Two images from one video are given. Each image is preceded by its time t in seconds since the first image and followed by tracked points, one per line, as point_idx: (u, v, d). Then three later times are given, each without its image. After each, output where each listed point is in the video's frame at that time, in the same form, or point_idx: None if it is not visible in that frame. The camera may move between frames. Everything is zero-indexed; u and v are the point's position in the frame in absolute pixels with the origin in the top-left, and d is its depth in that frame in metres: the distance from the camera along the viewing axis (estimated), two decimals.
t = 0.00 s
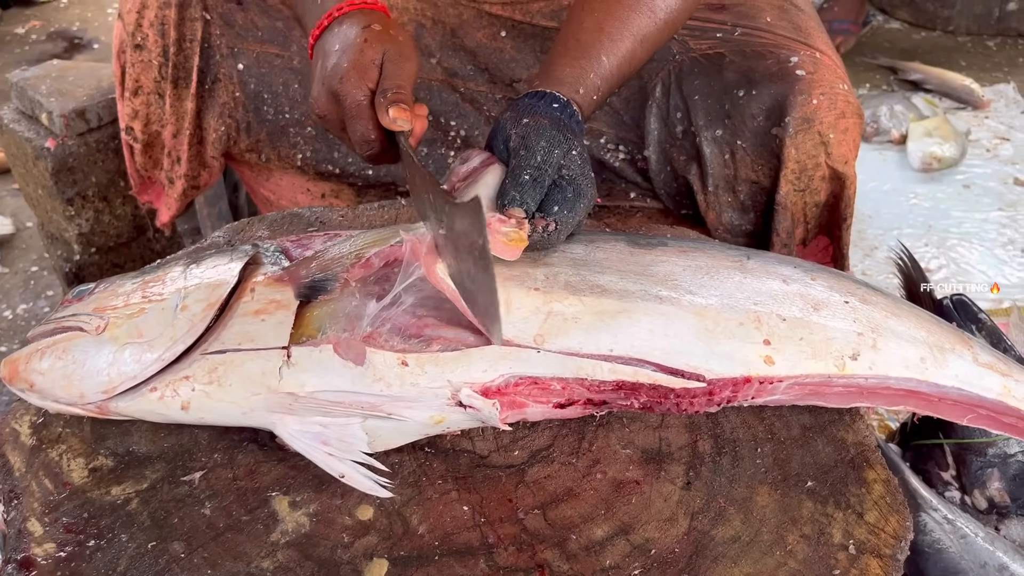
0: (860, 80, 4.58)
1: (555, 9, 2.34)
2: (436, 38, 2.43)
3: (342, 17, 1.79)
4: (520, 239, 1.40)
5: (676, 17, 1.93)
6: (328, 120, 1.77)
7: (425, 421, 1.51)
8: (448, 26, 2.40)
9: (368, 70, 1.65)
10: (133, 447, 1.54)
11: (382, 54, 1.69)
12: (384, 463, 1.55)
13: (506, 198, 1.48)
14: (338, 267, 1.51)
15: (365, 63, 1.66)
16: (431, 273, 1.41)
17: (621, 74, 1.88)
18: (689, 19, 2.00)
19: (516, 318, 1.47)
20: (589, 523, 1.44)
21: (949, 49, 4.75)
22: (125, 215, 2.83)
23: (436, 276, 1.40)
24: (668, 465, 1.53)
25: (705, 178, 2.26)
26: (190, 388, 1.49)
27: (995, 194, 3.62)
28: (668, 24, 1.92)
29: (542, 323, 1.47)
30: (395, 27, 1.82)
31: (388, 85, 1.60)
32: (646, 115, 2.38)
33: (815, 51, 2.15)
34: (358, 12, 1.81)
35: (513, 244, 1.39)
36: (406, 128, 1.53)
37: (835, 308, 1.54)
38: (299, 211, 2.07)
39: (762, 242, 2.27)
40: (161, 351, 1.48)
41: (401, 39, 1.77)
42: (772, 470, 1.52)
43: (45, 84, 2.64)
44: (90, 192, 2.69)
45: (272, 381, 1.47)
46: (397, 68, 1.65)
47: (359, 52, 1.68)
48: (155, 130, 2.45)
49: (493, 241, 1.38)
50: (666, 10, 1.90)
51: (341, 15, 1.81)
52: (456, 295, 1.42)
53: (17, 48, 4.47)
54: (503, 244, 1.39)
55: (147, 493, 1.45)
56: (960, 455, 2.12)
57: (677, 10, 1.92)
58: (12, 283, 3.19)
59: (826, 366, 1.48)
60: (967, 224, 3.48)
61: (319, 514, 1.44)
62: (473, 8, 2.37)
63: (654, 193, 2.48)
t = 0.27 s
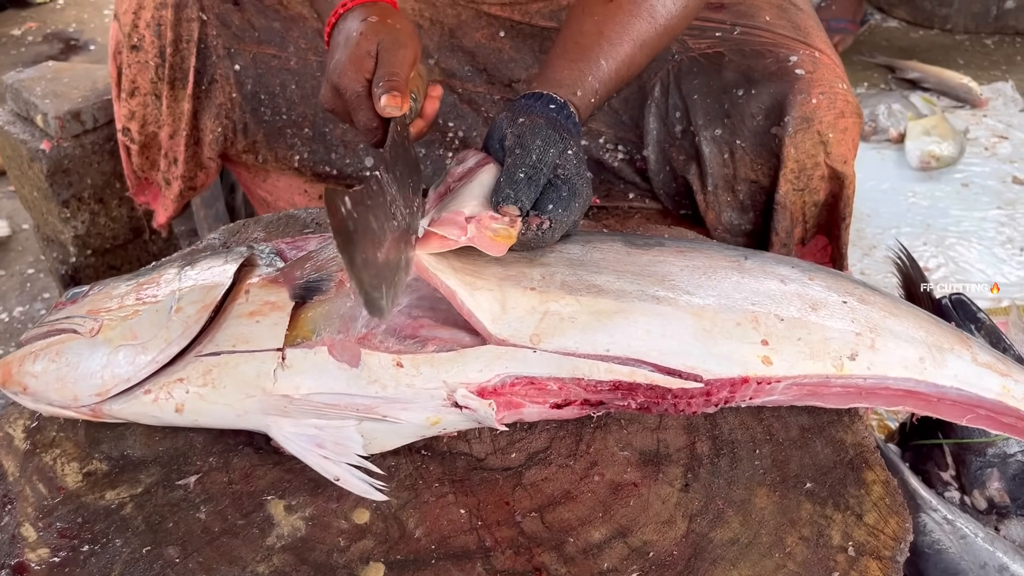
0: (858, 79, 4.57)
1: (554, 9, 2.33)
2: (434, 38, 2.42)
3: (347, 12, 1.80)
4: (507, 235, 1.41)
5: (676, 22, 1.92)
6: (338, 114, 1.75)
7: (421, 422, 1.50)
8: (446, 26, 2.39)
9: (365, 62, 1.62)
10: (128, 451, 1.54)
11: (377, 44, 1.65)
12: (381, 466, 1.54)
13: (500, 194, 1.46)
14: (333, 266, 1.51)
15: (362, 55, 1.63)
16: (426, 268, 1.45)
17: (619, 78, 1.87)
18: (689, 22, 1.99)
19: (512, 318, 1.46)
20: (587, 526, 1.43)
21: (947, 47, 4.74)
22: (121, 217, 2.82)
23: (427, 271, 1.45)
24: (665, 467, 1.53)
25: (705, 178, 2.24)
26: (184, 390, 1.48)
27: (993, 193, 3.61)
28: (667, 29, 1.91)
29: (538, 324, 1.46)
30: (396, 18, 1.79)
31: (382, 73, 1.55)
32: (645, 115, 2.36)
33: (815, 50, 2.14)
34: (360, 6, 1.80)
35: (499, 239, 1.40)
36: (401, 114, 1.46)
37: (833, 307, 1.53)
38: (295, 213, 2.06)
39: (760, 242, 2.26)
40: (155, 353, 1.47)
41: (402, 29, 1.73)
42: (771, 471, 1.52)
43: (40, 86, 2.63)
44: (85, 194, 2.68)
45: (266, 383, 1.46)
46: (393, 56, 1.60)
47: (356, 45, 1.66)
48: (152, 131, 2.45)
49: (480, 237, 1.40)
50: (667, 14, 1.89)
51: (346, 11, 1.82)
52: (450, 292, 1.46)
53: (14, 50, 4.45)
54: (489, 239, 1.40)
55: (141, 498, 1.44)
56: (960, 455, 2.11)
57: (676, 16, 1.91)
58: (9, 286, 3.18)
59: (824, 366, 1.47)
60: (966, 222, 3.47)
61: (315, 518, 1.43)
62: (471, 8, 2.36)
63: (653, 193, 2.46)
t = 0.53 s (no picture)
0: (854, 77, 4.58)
1: (552, 10, 2.33)
2: (432, 39, 2.42)
3: (329, 20, 1.78)
4: (506, 231, 1.42)
5: (675, 24, 1.92)
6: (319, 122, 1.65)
7: (420, 420, 1.50)
8: (444, 27, 2.40)
9: (347, 68, 1.60)
10: (128, 451, 1.54)
11: (360, 50, 1.64)
12: (380, 465, 1.55)
13: (496, 193, 1.48)
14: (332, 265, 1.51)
15: (345, 61, 1.61)
16: (423, 262, 1.44)
17: (618, 80, 1.88)
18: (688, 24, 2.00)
19: (509, 316, 1.47)
20: (585, 524, 1.44)
21: (944, 46, 4.75)
22: (120, 218, 2.83)
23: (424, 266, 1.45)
24: (664, 465, 1.53)
25: (703, 177, 2.24)
26: (184, 391, 1.48)
27: (990, 191, 3.62)
28: (667, 31, 1.92)
29: (536, 322, 1.46)
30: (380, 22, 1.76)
31: (366, 77, 1.51)
32: (643, 114, 2.37)
33: (813, 49, 2.15)
34: (343, 13, 1.79)
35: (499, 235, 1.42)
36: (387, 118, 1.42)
37: (830, 305, 1.53)
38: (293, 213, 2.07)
39: (759, 241, 2.26)
40: (155, 354, 1.48)
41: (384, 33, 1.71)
42: (768, 469, 1.52)
43: (39, 87, 2.63)
44: (84, 196, 2.69)
45: (266, 383, 1.47)
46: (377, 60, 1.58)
47: (338, 52, 1.64)
48: (151, 132, 2.46)
49: (481, 233, 1.41)
50: (666, 17, 1.89)
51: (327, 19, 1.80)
52: (449, 288, 1.46)
53: (11, 51, 4.45)
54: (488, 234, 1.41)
55: (142, 498, 1.45)
56: (957, 452, 2.12)
57: (676, 18, 1.92)
58: (8, 288, 3.18)
59: (821, 364, 1.48)
60: (963, 220, 3.48)
61: (315, 517, 1.43)
62: (470, 8, 2.37)
63: (652, 193, 2.46)
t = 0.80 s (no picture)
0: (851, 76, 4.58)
1: (548, 12, 2.34)
2: (429, 41, 2.42)
3: (319, 36, 1.77)
4: (505, 231, 1.43)
5: (672, 28, 1.92)
6: (315, 143, 1.79)
7: (417, 425, 1.50)
8: (441, 29, 2.40)
9: (342, 87, 1.62)
10: (125, 456, 1.54)
11: (354, 68, 1.64)
12: (378, 468, 1.54)
13: (492, 194, 1.48)
14: (329, 270, 1.51)
15: (339, 81, 1.63)
16: (423, 270, 1.44)
17: (615, 84, 1.88)
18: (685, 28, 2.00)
19: (507, 318, 1.46)
20: (583, 526, 1.43)
21: (940, 44, 4.75)
22: (116, 221, 2.82)
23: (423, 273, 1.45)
24: (661, 467, 1.53)
25: (700, 178, 2.24)
26: (180, 395, 1.48)
27: (987, 190, 3.62)
28: (664, 35, 1.92)
29: (533, 325, 1.46)
30: (372, 39, 1.75)
31: (362, 98, 1.54)
32: (641, 116, 2.36)
33: (809, 50, 2.15)
34: (333, 30, 1.77)
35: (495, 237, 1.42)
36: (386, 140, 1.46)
37: (827, 307, 1.53)
38: (290, 216, 2.07)
39: (756, 242, 2.26)
40: (151, 359, 1.47)
41: (378, 49, 1.71)
42: (766, 470, 1.52)
43: (35, 90, 2.63)
44: (80, 198, 2.68)
45: (262, 387, 1.47)
46: (371, 79, 1.59)
47: (333, 71, 1.65)
48: (147, 135, 2.45)
49: (479, 234, 1.41)
50: (664, 19, 1.89)
51: (318, 36, 1.78)
52: (446, 292, 1.45)
53: (7, 53, 4.44)
54: (485, 237, 1.41)
55: (139, 502, 1.45)
56: (955, 451, 2.12)
57: (673, 22, 1.91)
58: (5, 290, 3.18)
59: (818, 365, 1.48)
60: (960, 219, 3.49)
61: (313, 521, 1.43)
62: (467, 11, 2.37)
63: (649, 194, 2.46)
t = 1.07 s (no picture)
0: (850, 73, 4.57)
1: (548, 7, 2.32)
2: (428, 37, 2.41)
3: (301, 20, 1.79)
4: (506, 223, 1.42)
5: (671, 23, 1.92)
6: (301, 127, 1.78)
7: (418, 418, 1.50)
8: (439, 25, 2.38)
9: (327, 71, 1.64)
10: (125, 452, 1.53)
11: (338, 53, 1.67)
12: (379, 463, 1.54)
13: (494, 186, 1.48)
14: (328, 265, 1.53)
15: (325, 65, 1.65)
16: (426, 261, 1.43)
17: (615, 78, 1.87)
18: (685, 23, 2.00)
19: (508, 312, 1.45)
20: (586, 521, 1.43)
21: (939, 41, 4.75)
22: (115, 218, 2.81)
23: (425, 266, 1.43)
24: (663, 461, 1.53)
25: (700, 173, 2.24)
26: (180, 390, 1.48)
27: (987, 185, 3.62)
28: (663, 30, 1.91)
29: (535, 318, 1.45)
30: (353, 24, 1.79)
31: (348, 82, 1.57)
32: (640, 111, 2.35)
33: (809, 45, 2.14)
34: (314, 14, 1.79)
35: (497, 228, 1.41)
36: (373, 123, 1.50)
37: (829, 300, 1.53)
38: (289, 212, 2.06)
39: (756, 237, 2.26)
40: (151, 353, 1.47)
41: (359, 34, 1.75)
42: (769, 464, 1.52)
43: (32, 88, 2.62)
44: (78, 196, 2.67)
45: (263, 382, 1.46)
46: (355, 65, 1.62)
47: (317, 55, 1.67)
48: (145, 131, 2.43)
49: (479, 226, 1.40)
50: (664, 14, 1.89)
51: (299, 19, 1.80)
52: (448, 285, 1.44)
53: (4, 52, 4.43)
54: (487, 230, 1.40)
55: (139, 498, 1.44)
56: (956, 446, 2.12)
57: (672, 17, 1.91)
58: (3, 289, 3.17)
59: (821, 358, 1.47)
60: (960, 214, 3.48)
61: (314, 516, 1.43)
62: (465, 7, 2.35)
63: (649, 189, 2.45)
